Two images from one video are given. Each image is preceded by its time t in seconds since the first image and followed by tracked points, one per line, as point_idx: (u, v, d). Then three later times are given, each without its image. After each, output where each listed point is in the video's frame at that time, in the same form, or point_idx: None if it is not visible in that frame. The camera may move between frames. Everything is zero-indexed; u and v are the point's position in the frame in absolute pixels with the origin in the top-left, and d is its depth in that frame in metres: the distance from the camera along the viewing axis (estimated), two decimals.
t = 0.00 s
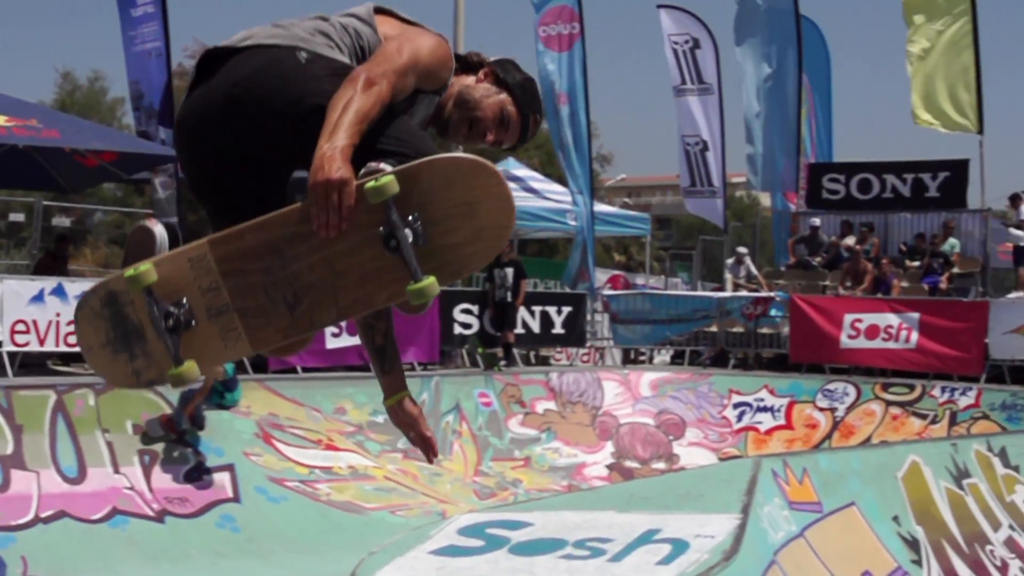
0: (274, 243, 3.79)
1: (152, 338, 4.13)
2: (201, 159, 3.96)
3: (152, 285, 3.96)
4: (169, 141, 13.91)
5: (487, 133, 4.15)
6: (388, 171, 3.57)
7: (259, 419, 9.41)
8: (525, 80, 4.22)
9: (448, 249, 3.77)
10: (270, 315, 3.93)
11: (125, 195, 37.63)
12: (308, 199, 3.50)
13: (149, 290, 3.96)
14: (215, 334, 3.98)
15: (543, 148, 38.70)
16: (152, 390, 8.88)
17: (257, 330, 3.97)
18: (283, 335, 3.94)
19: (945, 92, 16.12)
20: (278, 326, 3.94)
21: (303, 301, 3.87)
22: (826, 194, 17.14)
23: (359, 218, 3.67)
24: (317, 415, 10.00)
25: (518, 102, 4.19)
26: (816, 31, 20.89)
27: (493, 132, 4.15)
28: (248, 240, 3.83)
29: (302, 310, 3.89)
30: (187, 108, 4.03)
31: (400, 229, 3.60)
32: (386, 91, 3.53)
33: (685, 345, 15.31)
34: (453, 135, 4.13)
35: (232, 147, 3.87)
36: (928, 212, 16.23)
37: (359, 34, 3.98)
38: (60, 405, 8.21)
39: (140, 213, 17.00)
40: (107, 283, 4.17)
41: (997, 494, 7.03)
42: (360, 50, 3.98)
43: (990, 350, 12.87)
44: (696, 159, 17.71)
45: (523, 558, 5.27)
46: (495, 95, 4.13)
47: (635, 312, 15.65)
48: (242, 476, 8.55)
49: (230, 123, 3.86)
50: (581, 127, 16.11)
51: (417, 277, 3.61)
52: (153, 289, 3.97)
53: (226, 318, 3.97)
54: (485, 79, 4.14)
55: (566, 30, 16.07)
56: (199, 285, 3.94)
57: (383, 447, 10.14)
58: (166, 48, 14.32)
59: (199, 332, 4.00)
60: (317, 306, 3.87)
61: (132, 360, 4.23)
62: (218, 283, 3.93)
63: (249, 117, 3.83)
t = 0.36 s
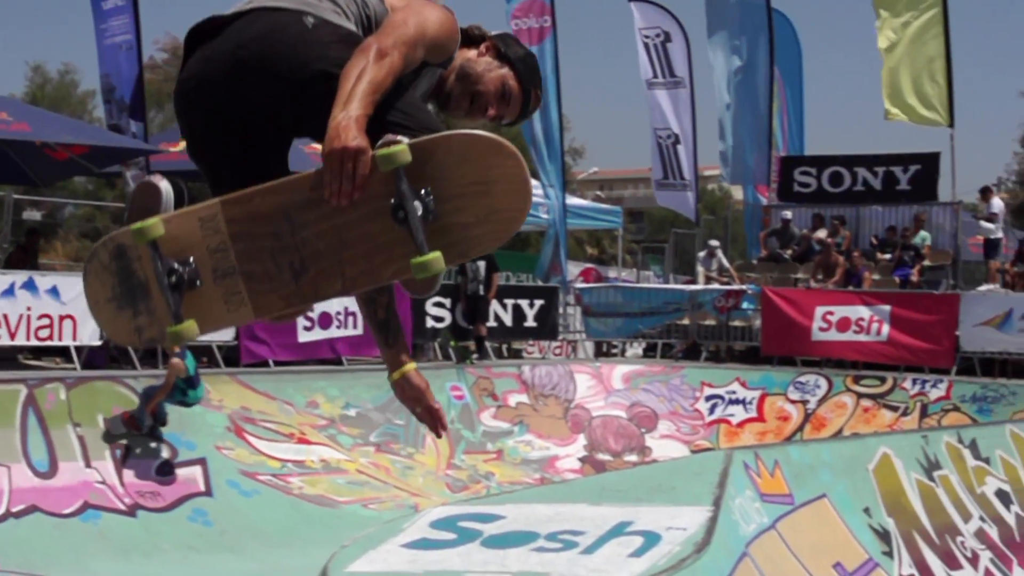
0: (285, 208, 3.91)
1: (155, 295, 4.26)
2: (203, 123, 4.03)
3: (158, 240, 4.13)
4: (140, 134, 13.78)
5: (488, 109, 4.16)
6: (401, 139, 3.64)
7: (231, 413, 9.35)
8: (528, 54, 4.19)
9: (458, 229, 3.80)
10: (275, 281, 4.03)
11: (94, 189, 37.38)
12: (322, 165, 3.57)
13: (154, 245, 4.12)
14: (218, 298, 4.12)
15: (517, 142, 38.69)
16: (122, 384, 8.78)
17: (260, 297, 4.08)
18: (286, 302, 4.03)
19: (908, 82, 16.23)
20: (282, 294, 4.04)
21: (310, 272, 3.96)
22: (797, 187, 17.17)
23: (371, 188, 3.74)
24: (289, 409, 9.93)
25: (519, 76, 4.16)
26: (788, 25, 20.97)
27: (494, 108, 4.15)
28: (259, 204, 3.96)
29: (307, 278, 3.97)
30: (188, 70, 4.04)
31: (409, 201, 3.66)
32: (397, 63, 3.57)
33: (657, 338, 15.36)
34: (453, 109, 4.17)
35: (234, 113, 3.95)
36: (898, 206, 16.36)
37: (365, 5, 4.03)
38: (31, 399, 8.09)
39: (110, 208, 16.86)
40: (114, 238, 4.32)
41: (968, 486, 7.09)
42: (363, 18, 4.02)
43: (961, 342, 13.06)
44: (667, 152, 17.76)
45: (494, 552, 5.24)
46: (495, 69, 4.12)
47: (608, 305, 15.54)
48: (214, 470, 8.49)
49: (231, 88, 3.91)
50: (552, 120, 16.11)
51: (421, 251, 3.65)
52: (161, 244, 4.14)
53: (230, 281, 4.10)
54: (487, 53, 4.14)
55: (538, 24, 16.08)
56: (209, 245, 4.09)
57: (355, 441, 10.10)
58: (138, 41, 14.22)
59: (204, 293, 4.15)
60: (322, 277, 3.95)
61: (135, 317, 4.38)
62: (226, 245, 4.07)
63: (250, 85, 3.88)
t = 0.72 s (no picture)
0: (296, 174, 3.97)
1: (157, 255, 4.27)
2: (205, 95, 4.14)
3: (167, 195, 4.21)
4: (111, 125, 13.66)
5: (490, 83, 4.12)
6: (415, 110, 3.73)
7: (205, 404, 9.29)
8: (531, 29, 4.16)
9: (469, 206, 3.80)
10: (280, 247, 4.05)
11: (65, 181, 37.06)
12: (337, 133, 3.71)
13: (159, 199, 4.20)
14: (222, 261, 4.14)
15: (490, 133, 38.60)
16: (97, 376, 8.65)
17: (264, 261, 4.10)
18: (289, 268, 4.04)
19: (874, 69, 16.33)
20: (286, 260, 4.05)
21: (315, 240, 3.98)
22: (771, 177, 17.13)
23: (384, 159, 3.77)
24: (263, 400, 9.88)
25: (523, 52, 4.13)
26: (761, 15, 21.02)
27: (496, 83, 4.11)
28: (273, 169, 4.03)
29: (311, 246, 3.99)
30: (191, 35, 4.16)
31: (419, 170, 3.69)
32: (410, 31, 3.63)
33: (631, 328, 15.38)
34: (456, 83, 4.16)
35: (236, 81, 4.06)
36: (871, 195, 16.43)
37: None
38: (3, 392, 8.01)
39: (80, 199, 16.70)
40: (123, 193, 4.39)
41: (941, 475, 7.14)
42: None
43: (933, 330, 13.14)
44: (641, 142, 17.78)
45: (468, 541, 5.21)
46: (499, 43, 4.09)
47: (580, 296, 15.65)
48: (188, 462, 8.44)
49: (235, 53, 4.01)
50: (526, 109, 16.08)
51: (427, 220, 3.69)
52: (168, 200, 4.22)
53: (235, 245, 4.12)
54: (492, 27, 4.10)
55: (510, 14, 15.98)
56: (217, 207, 4.14)
57: (329, 432, 10.06)
58: (109, 31, 14.08)
59: (208, 255, 4.17)
60: (327, 246, 3.95)
61: (136, 276, 4.40)
62: (234, 208, 4.12)
63: (253, 51, 3.98)
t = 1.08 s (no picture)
0: (307, 139, 3.77)
1: (161, 213, 4.07)
2: (219, 61, 4.02)
3: (175, 152, 4.02)
4: (84, 115, 13.54)
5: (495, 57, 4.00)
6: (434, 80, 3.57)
7: (180, 395, 9.24)
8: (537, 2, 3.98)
9: (481, 181, 3.54)
10: (285, 214, 3.83)
11: (38, 171, 36.79)
12: (352, 101, 3.55)
13: (167, 155, 4.01)
14: (224, 224, 3.93)
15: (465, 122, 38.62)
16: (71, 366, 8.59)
17: (267, 229, 3.88)
18: (293, 237, 3.82)
19: (840, 53, 16.40)
20: (291, 228, 3.83)
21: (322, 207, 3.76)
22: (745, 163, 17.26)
23: (398, 126, 3.59)
24: (239, 389, 9.82)
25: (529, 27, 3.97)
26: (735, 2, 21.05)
27: (501, 57, 3.98)
28: (283, 134, 3.83)
29: (318, 214, 3.76)
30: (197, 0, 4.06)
31: (431, 140, 3.49)
32: None
33: (606, 316, 15.40)
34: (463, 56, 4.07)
35: (249, 42, 3.95)
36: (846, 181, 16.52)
37: None
38: None
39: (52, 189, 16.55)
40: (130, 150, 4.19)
41: (916, 461, 7.20)
42: None
43: (908, 317, 13.23)
44: (614, 130, 17.80)
45: (446, 529, 5.19)
46: (504, 17, 3.96)
47: (556, 283, 15.51)
48: (164, 452, 8.40)
49: (245, 16, 3.92)
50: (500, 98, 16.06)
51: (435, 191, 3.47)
52: (177, 158, 4.02)
53: (240, 209, 3.92)
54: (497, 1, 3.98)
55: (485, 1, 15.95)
56: (224, 169, 3.94)
57: (305, 421, 10.04)
58: (82, 20, 13.93)
59: (212, 218, 3.96)
60: (333, 216, 3.73)
61: (137, 236, 4.19)
62: (242, 171, 3.92)
63: (271, 16, 3.89)
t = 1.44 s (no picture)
0: (320, 107, 3.64)
1: (167, 174, 3.91)
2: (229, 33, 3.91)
3: (185, 114, 3.87)
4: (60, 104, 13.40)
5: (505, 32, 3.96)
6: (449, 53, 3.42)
7: (158, 385, 9.18)
8: None
9: (497, 160, 3.42)
10: (294, 183, 3.70)
11: (11, 161, 36.47)
12: (367, 70, 3.43)
13: (178, 115, 3.85)
14: (232, 190, 3.79)
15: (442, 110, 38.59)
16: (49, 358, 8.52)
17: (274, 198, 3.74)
18: (301, 206, 3.69)
19: (810, 39, 16.46)
20: (300, 198, 3.70)
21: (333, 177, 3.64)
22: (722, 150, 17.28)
23: (414, 100, 3.47)
24: (217, 379, 9.76)
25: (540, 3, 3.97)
26: None
27: (511, 32, 3.96)
28: (297, 101, 3.69)
29: (327, 185, 3.64)
30: None
31: (449, 114, 3.37)
32: None
33: (584, 303, 15.32)
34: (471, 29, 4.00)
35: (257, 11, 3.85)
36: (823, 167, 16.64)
37: None
38: None
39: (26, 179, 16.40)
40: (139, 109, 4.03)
41: (894, 446, 7.25)
42: None
43: (885, 302, 13.31)
44: (590, 117, 17.77)
45: (425, 517, 5.17)
46: None
47: (534, 271, 15.38)
48: (142, 442, 8.36)
49: None
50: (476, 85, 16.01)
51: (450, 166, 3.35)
52: (187, 120, 3.87)
53: (248, 175, 3.77)
54: None
55: None
56: (234, 135, 3.80)
57: (284, 410, 10.00)
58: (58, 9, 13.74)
59: (220, 183, 3.82)
60: (343, 188, 3.61)
61: (142, 199, 4.03)
62: (252, 138, 3.78)
63: None
